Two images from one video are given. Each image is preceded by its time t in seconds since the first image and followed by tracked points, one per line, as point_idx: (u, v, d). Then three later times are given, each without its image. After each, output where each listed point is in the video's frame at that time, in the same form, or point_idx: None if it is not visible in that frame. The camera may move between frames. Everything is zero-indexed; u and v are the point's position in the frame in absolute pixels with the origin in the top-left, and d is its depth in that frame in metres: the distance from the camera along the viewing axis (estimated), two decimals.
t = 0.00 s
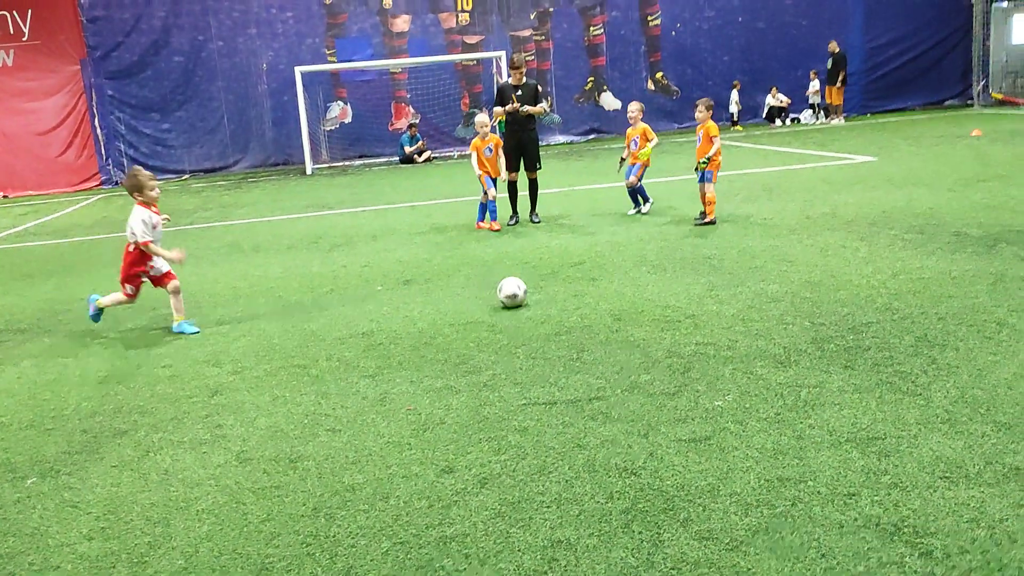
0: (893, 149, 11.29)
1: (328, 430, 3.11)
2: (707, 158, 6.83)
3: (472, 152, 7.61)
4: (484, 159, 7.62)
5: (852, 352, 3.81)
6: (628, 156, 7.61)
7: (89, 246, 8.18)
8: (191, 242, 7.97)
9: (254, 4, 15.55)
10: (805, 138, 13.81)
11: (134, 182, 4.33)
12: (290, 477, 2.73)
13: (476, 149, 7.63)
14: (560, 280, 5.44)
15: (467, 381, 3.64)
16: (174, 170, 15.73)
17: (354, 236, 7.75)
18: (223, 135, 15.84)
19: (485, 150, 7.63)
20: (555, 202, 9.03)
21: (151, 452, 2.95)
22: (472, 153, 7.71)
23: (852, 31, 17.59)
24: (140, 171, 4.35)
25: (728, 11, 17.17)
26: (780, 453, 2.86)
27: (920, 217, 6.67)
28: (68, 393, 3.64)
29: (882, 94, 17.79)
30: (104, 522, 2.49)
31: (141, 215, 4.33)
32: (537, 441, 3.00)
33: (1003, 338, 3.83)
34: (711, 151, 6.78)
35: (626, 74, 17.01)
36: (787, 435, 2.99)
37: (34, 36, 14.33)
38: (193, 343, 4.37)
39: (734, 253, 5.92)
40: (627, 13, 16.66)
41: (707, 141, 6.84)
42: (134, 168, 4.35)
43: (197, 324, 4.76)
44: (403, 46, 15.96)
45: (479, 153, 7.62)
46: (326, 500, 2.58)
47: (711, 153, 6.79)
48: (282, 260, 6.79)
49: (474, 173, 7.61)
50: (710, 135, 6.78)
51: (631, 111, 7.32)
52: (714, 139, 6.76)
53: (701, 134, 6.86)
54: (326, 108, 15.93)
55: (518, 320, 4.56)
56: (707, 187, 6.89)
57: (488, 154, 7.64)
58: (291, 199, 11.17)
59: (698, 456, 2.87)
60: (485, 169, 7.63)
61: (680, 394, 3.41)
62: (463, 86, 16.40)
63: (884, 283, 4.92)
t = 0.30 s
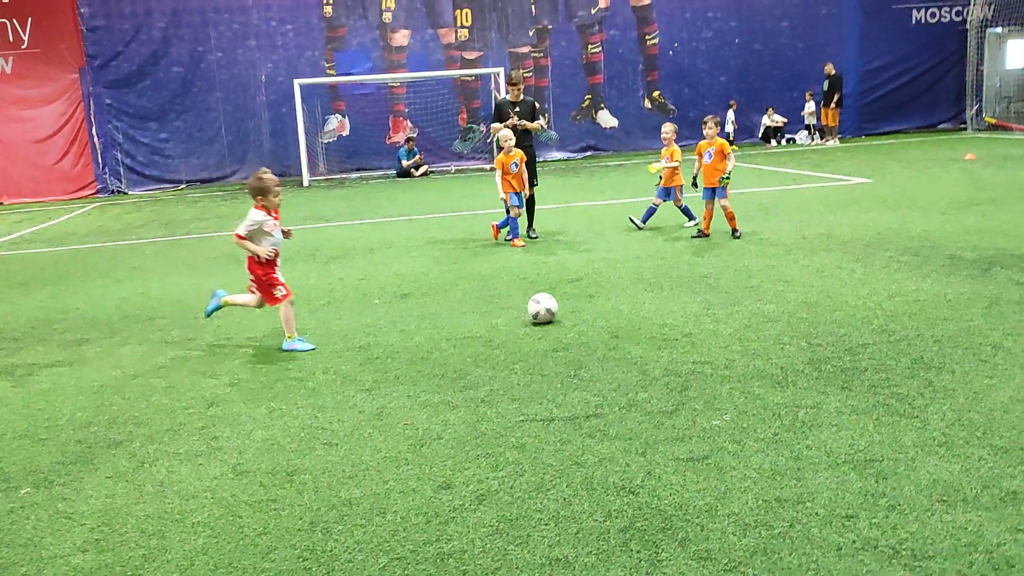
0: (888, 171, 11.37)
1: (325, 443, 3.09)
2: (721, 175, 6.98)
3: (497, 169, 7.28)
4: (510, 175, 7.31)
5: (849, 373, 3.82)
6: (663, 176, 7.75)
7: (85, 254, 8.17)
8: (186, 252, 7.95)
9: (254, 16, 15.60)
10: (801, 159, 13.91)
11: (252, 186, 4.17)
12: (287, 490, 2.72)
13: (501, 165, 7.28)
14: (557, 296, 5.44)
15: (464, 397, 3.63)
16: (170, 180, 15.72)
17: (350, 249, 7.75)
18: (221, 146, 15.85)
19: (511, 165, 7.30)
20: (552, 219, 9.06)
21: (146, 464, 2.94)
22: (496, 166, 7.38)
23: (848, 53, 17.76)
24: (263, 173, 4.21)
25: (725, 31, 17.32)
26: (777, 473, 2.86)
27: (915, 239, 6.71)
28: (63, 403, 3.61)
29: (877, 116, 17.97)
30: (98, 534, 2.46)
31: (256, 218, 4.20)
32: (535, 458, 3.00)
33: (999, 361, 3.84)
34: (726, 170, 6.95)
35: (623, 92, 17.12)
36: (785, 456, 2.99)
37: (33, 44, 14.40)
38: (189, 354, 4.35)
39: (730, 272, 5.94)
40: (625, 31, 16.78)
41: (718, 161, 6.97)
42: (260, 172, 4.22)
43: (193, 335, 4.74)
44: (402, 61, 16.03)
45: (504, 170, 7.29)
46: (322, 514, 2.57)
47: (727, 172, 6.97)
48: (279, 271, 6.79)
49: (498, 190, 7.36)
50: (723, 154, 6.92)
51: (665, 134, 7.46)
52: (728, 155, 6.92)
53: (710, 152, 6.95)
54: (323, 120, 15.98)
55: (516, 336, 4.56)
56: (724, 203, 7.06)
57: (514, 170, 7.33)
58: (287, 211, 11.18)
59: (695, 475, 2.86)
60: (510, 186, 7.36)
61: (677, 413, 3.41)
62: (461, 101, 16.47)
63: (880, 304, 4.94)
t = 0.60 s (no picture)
0: (883, 193, 11.44)
1: (324, 457, 3.07)
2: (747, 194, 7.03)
3: (523, 183, 7.16)
4: (534, 191, 7.18)
5: (849, 394, 3.81)
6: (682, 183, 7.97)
7: (80, 263, 8.13)
8: (183, 262, 7.92)
9: (254, 28, 15.64)
10: (797, 179, 13.98)
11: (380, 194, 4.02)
12: (286, 504, 2.69)
13: (528, 179, 7.16)
14: (555, 312, 5.44)
15: (464, 412, 3.61)
16: (166, 190, 15.70)
17: (348, 262, 7.73)
18: (218, 156, 15.85)
19: (537, 180, 7.15)
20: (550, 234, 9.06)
21: (143, 475, 2.90)
22: (524, 179, 7.24)
23: (843, 75, 17.91)
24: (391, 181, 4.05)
25: (722, 51, 17.44)
26: (780, 494, 2.84)
27: (912, 261, 6.74)
28: (58, 412, 3.57)
29: (872, 138, 18.12)
30: (95, 546, 2.43)
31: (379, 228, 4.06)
32: (536, 475, 2.97)
33: (1000, 385, 3.84)
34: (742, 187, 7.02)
35: (620, 110, 17.21)
36: (787, 476, 2.97)
37: (31, 51, 14.40)
38: (186, 365, 4.32)
39: (729, 290, 5.95)
40: (623, 49, 16.88)
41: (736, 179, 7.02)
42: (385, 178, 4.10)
43: (190, 346, 4.71)
44: (400, 75, 16.07)
45: (530, 184, 7.16)
46: (322, 528, 2.54)
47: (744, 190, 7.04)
48: (276, 283, 6.76)
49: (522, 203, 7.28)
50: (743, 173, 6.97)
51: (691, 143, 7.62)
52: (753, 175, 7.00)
53: (740, 172, 6.93)
54: (321, 133, 16.00)
55: (515, 352, 4.55)
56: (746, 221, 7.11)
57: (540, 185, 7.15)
58: (284, 223, 11.17)
59: (698, 495, 2.84)
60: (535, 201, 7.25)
61: (678, 431, 3.39)
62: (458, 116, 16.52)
63: (880, 325, 4.95)
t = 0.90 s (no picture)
0: (877, 211, 11.52)
1: (329, 470, 3.05)
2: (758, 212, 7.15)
3: (561, 194, 7.25)
4: (571, 201, 7.29)
5: (851, 411, 3.82)
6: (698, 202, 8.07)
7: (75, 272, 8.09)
8: (180, 272, 7.90)
9: (252, 39, 15.67)
10: (791, 195, 14.05)
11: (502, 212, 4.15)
12: (291, 516, 2.67)
13: (565, 191, 7.27)
14: (555, 326, 5.43)
15: (467, 426, 3.59)
16: (161, 200, 15.69)
17: (346, 274, 7.72)
18: (213, 167, 15.84)
19: (572, 192, 7.31)
20: (547, 249, 9.07)
21: (146, 486, 2.88)
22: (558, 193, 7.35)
23: (837, 94, 18.06)
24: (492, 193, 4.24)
25: (717, 68, 17.56)
26: (786, 511, 2.83)
27: (909, 279, 6.78)
28: (58, 423, 3.55)
29: (865, 156, 18.26)
30: (100, 558, 2.40)
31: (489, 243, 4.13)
32: (542, 490, 2.96)
33: (1001, 404, 3.85)
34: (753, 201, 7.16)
35: (616, 125, 17.29)
36: (793, 493, 2.96)
37: (28, 60, 14.52)
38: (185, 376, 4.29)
39: (728, 306, 5.97)
40: (619, 65, 16.97)
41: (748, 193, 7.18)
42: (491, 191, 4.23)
43: (190, 357, 4.69)
44: (397, 87, 16.11)
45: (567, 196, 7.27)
46: (329, 542, 2.52)
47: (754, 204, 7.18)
48: (274, 295, 6.74)
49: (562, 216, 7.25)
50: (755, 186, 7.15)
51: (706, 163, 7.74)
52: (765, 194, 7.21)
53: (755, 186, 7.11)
54: (317, 145, 16.00)
55: (516, 365, 4.54)
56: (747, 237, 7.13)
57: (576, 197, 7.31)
58: (280, 234, 11.15)
59: (704, 511, 2.83)
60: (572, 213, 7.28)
61: (682, 447, 3.39)
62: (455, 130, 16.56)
63: (879, 343, 4.96)
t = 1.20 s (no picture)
0: (869, 224, 11.60)
1: (330, 479, 3.05)
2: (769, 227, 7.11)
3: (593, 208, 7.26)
4: (606, 214, 7.26)
5: (849, 422, 3.83)
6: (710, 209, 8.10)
7: (70, 280, 8.06)
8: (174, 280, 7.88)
9: (246, 48, 15.67)
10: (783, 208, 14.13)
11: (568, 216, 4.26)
12: (294, 525, 2.67)
13: (597, 204, 7.27)
14: (553, 336, 5.44)
15: (467, 436, 3.59)
16: (154, 208, 15.67)
17: (341, 283, 7.72)
18: (206, 176, 15.82)
19: (606, 205, 7.29)
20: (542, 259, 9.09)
21: (146, 495, 2.89)
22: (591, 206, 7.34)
23: (828, 107, 18.21)
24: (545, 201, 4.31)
25: (710, 81, 17.68)
26: (788, 522, 2.84)
27: (902, 292, 6.83)
28: (56, 431, 3.55)
29: (856, 169, 18.41)
30: (101, 566, 2.40)
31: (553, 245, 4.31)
32: (544, 500, 2.96)
33: (997, 416, 3.88)
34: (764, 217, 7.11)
35: (608, 137, 17.37)
36: (794, 504, 2.97)
37: (22, 67, 14.55)
38: (183, 384, 4.28)
39: (723, 318, 5.99)
40: (612, 77, 17.05)
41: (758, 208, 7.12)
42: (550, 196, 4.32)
43: (187, 365, 4.68)
44: (391, 98, 16.14)
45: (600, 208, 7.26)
46: (332, 551, 2.52)
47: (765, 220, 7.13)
48: (269, 303, 6.73)
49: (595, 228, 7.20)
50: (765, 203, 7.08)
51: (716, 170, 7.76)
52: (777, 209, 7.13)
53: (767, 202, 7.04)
54: (311, 154, 16.00)
55: (514, 375, 4.55)
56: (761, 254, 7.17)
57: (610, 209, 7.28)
58: (274, 243, 11.14)
59: (706, 521, 2.84)
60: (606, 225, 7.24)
61: (683, 458, 3.39)
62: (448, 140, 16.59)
63: (875, 355, 4.99)
